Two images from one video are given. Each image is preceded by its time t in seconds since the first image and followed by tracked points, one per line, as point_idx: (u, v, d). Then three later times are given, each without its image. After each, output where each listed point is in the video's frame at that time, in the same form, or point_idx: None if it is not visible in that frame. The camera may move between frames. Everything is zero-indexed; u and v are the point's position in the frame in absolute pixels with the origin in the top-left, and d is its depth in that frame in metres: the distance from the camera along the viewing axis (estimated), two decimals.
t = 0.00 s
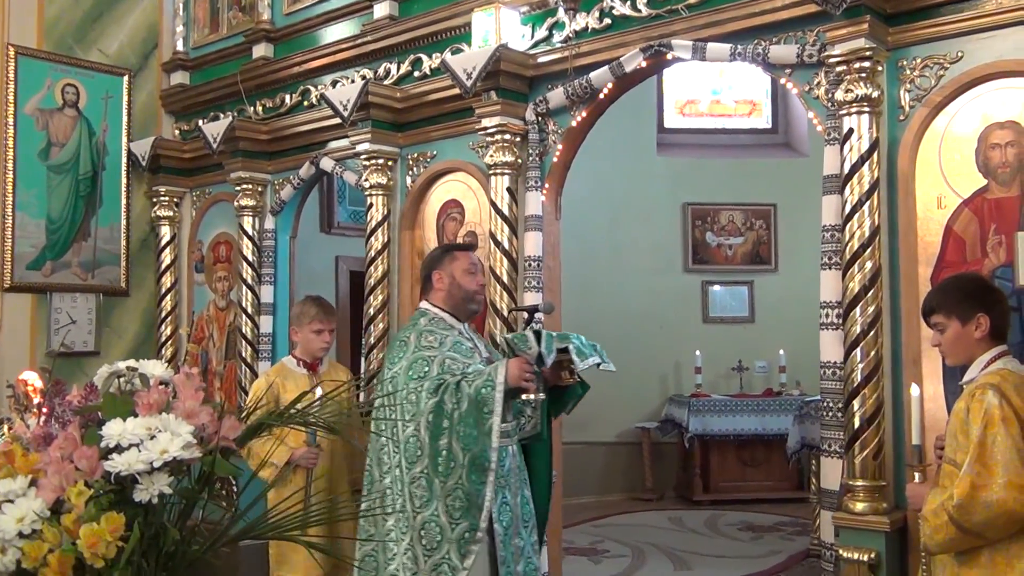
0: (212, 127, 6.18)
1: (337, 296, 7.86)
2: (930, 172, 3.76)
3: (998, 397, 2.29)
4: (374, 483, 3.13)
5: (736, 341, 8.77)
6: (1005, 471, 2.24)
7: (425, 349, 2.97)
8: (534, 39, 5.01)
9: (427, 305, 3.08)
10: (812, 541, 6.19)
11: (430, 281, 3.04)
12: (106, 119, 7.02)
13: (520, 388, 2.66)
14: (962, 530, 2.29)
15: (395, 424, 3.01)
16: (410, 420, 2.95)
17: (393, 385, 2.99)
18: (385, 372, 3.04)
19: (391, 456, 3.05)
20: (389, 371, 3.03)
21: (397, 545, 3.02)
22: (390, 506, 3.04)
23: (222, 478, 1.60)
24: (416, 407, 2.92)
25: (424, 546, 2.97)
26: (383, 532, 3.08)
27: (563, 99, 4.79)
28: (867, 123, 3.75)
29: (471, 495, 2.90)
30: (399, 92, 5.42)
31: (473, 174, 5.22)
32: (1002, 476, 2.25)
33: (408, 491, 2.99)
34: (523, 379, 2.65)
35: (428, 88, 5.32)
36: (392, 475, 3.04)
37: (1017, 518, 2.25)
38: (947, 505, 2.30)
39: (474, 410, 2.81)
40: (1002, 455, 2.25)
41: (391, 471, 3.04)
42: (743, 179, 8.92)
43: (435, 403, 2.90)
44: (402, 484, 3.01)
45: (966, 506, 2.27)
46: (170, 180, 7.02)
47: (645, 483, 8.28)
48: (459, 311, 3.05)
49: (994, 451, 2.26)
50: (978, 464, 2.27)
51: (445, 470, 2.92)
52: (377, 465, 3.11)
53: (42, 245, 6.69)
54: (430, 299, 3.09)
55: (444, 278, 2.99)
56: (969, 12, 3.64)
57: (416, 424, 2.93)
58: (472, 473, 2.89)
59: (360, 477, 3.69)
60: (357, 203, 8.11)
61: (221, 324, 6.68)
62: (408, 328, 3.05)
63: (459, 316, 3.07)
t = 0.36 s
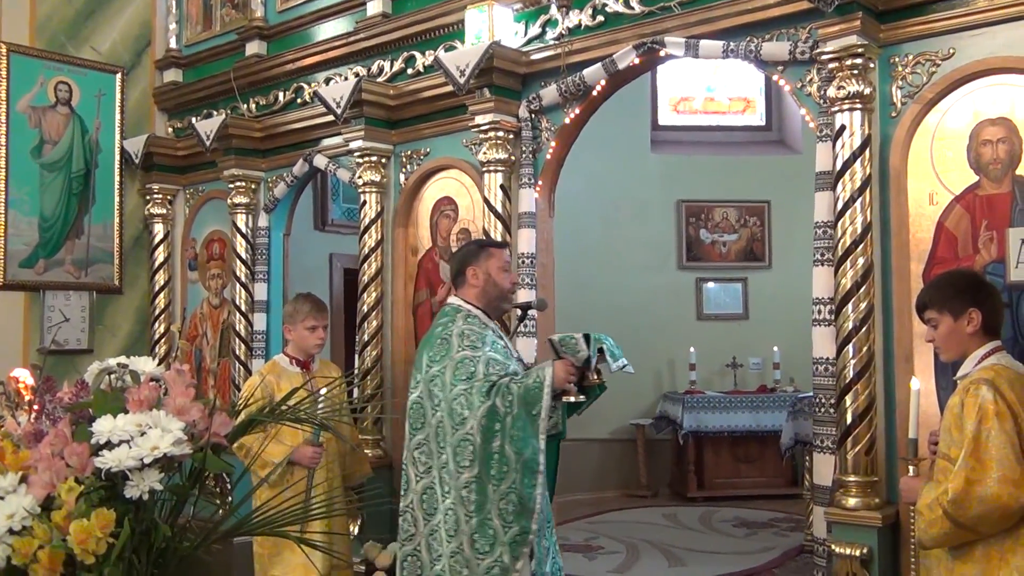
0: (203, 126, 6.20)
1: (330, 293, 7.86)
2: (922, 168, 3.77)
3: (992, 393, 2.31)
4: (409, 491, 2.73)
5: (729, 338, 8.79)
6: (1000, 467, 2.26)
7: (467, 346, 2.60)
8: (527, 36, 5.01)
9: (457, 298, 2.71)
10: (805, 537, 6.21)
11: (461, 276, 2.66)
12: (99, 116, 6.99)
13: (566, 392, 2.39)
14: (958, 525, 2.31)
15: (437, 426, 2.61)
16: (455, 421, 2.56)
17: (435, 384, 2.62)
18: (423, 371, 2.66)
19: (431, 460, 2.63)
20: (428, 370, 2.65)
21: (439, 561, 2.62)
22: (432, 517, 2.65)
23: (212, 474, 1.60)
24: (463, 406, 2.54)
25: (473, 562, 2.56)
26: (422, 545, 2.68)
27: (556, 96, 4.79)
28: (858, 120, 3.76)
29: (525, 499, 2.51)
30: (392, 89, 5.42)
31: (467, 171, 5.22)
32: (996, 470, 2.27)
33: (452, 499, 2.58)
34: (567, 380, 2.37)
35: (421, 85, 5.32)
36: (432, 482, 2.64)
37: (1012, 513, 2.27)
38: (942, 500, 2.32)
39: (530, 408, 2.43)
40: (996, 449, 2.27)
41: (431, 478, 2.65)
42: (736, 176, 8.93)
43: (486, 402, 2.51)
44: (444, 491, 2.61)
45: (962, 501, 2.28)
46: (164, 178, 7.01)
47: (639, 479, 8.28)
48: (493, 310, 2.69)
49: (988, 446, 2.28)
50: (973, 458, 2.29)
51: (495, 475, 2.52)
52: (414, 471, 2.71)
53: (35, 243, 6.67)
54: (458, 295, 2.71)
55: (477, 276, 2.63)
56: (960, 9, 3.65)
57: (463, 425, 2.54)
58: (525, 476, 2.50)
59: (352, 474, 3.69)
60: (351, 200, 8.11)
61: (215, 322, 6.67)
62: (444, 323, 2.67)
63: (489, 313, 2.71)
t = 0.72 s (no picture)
0: (198, 122, 6.12)
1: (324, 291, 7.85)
2: (914, 166, 3.77)
3: (983, 390, 2.33)
4: (466, 502, 2.46)
5: (723, 337, 8.77)
6: (990, 463, 2.29)
7: (534, 341, 2.46)
8: (521, 34, 5.00)
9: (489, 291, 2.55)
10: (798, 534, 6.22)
11: (499, 268, 2.52)
12: (91, 113, 6.97)
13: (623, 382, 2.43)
14: (949, 521, 2.32)
15: (512, 426, 2.42)
16: (540, 418, 2.40)
17: (508, 382, 2.43)
18: (488, 369, 2.46)
19: (504, 463, 2.41)
20: (494, 367, 2.46)
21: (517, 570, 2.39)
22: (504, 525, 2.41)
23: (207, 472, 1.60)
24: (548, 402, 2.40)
25: (560, 564, 2.39)
26: (492, 558, 2.41)
27: (549, 94, 4.79)
28: (851, 118, 3.78)
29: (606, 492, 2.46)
30: (385, 87, 5.42)
31: (461, 169, 5.22)
32: (987, 467, 2.29)
33: (534, 501, 2.39)
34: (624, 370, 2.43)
35: (415, 83, 5.32)
36: (502, 487, 2.42)
37: (1003, 509, 2.29)
38: (935, 497, 2.34)
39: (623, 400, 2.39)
40: (987, 446, 2.30)
41: (500, 482, 2.42)
42: (729, 174, 8.95)
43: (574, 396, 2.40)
44: (521, 494, 2.40)
45: (953, 498, 2.30)
46: (157, 176, 7.00)
47: (633, 477, 8.29)
48: (528, 304, 2.57)
49: (980, 443, 2.31)
50: (964, 456, 2.31)
51: (582, 470, 2.41)
52: (475, 477, 2.45)
53: (27, 241, 6.62)
54: (492, 288, 2.55)
55: (522, 269, 2.50)
56: (952, 8, 3.66)
57: (553, 421, 2.39)
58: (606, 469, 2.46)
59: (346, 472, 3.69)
60: (344, 198, 8.11)
61: (207, 320, 6.66)
62: (498, 318, 2.49)
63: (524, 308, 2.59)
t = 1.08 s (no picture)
0: (186, 119, 6.15)
1: (315, 287, 7.85)
2: (903, 163, 3.78)
3: (971, 386, 2.35)
4: (530, 500, 2.45)
5: (715, 333, 8.77)
6: (979, 460, 2.31)
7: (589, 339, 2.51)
8: (512, 30, 5.00)
9: (522, 284, 2.58)
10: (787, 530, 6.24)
11: (531, 261, 2.54)
12: (80, 109, 6.95)
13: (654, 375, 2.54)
14: (938, 517, 2.34)
15: (576, 422, 2.45)
16: (606, 414, 2.44)
17: (571, 378, 2.47)
18: (547, 365, 2.48)
19: (569, 458, 2.44)
20: (553, 364, 2.48)
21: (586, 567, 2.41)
22: (572, 522, 2.43)
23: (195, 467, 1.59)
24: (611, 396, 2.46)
25: (627, 558, 2.44)
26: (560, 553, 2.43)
27: (540, 90, 4.78)
28: (841, 115, 3.79)
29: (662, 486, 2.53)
30: (376, 83, 5.41)
31: (451, 165, 5.22)
32: (976, 463, 2.31)
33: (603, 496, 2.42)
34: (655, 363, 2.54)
35: (405, 79, 5.31)
36: (567, 483, 2.45)
37: (990, 504, 2.31)
38: (924, 493, 2.35)
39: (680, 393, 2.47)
40: (976, 442, 2.31)
41: (567, 479, 2.44)
42: (720, 171, 8.96)
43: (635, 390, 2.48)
44: (588, 490, 2.43)
45: (942, 494, 2.31)
46: (147, 172, 6.97)
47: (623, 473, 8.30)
48: (557, 297, 2.61)
49: (968, 439, 2.32)
50: (952, 452, 2.33)
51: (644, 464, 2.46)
52: (539, 475, 2.45)
53: (16, 236, 6.59)
54: (523, 281, 2.58)
55: (556, 261, 2.55)
56: (942, 5, 3.67)
57: (619, 414, 2.44)
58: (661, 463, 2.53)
59: (335, 468, 3.68)
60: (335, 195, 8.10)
61: (198, 316, 6.64)
62: (548, 313, 2.51)
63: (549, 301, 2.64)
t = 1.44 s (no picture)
0: (176, 116, 6.14)
1: (303, 284, 7.84)
2: (890, 166, 3.80)
3: (954, 387, 2.37)
4: (553, 500, 2.50)
5: (702, 334, 8.79)
6: (962, 460, 2.33)
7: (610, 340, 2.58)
8: (501, 29, 5.00)
9: (534, 284, 2.62)
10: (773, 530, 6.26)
11: (546, 262, 2.59)
12: (68, 105, 6.91)
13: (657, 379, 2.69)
14: (920, 517, 2.36)
15: (600, 422, 2.52)
16: (628, 415, 2.52)
17: (595, 378, 2.53)
18: (572, 365, 2.53)
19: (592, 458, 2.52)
20: (579, 364, 2.53)
21: (606, 567, 2.48)
22: (593, 520, 2.51)
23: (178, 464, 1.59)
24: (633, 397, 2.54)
25: (643, 558, 2.52)
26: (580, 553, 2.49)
27: (529, 90, 4.79)
28: (828, 117, 3.80)
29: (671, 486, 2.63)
30: (365, 82, 5.40)
31: (440, 164, 5.22)
32: (959, 464, 2.33)
33: (625, 495, 2.50)
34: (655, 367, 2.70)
35: (394, 78, 5.30)
36: (588, 483, 2.52)
37: (973, 505, 2.33)
38: (906, 492, 2.36)
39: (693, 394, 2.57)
40: (959, 443, 2.33)
41: (588, 478, 2.52)
42: (710, 172, 8.99)
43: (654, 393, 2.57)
44: (610, 490, 2.50)
45: (925, 494, 2.33)
46: (134, 168, 6.95)
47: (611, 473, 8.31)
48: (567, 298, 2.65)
49: (950, 439, 2.34)
50: (936, 452, 2.35)
51: (659, 464, 2.55)
52: (563, 475, 2.52)
53: (2, 232, 6.54)
54: (536, 279, 2.62)
55: (568, 261, 2.60)
56: (929, 9, 3.69)
57: (641, 416, 2.52)
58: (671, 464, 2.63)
59: (322, 465, 3.68)
60: (324, 193, 8.09)
61: (185, 313, 6.62)
62: (571, 313, 2.57)
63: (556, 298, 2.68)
